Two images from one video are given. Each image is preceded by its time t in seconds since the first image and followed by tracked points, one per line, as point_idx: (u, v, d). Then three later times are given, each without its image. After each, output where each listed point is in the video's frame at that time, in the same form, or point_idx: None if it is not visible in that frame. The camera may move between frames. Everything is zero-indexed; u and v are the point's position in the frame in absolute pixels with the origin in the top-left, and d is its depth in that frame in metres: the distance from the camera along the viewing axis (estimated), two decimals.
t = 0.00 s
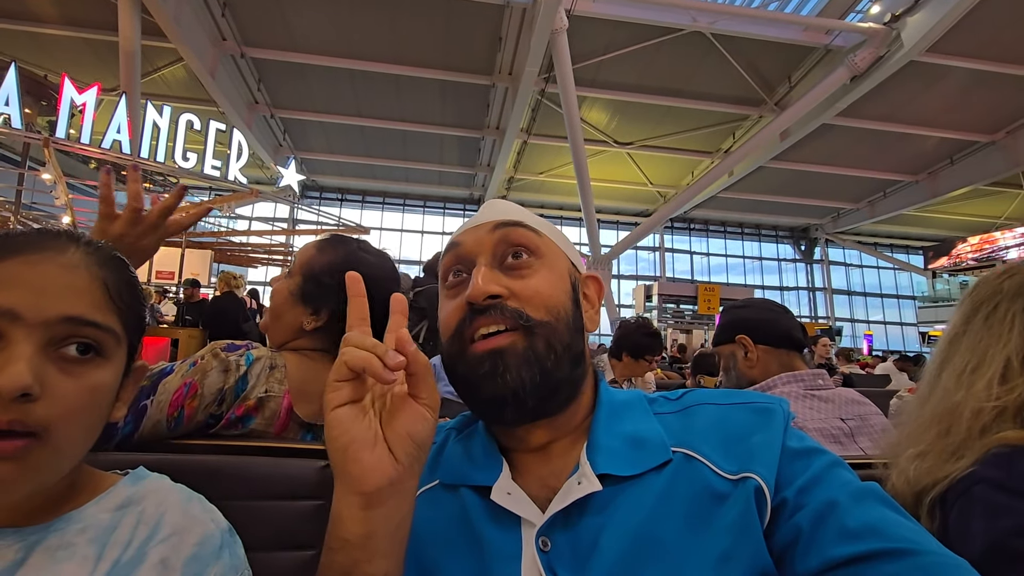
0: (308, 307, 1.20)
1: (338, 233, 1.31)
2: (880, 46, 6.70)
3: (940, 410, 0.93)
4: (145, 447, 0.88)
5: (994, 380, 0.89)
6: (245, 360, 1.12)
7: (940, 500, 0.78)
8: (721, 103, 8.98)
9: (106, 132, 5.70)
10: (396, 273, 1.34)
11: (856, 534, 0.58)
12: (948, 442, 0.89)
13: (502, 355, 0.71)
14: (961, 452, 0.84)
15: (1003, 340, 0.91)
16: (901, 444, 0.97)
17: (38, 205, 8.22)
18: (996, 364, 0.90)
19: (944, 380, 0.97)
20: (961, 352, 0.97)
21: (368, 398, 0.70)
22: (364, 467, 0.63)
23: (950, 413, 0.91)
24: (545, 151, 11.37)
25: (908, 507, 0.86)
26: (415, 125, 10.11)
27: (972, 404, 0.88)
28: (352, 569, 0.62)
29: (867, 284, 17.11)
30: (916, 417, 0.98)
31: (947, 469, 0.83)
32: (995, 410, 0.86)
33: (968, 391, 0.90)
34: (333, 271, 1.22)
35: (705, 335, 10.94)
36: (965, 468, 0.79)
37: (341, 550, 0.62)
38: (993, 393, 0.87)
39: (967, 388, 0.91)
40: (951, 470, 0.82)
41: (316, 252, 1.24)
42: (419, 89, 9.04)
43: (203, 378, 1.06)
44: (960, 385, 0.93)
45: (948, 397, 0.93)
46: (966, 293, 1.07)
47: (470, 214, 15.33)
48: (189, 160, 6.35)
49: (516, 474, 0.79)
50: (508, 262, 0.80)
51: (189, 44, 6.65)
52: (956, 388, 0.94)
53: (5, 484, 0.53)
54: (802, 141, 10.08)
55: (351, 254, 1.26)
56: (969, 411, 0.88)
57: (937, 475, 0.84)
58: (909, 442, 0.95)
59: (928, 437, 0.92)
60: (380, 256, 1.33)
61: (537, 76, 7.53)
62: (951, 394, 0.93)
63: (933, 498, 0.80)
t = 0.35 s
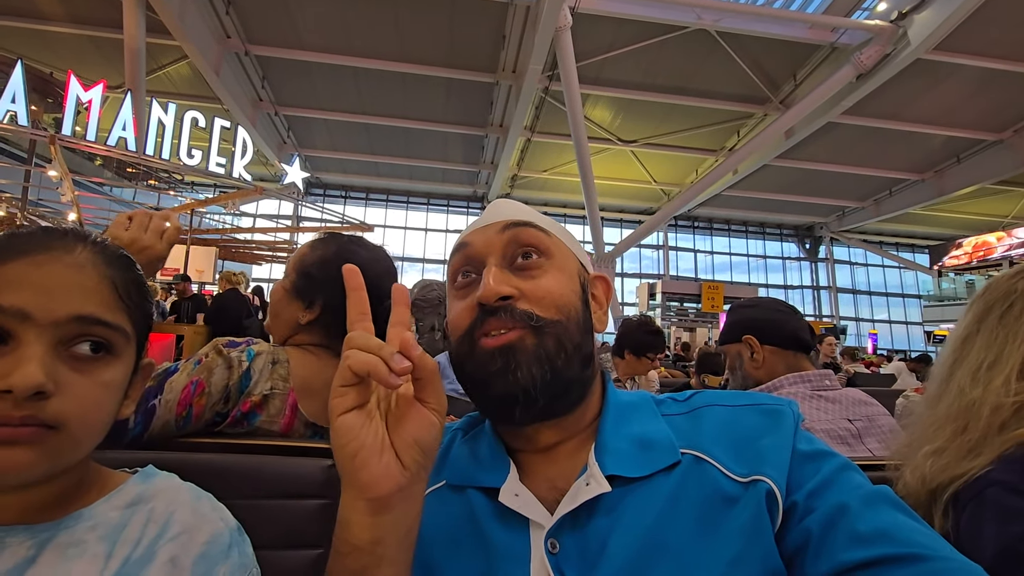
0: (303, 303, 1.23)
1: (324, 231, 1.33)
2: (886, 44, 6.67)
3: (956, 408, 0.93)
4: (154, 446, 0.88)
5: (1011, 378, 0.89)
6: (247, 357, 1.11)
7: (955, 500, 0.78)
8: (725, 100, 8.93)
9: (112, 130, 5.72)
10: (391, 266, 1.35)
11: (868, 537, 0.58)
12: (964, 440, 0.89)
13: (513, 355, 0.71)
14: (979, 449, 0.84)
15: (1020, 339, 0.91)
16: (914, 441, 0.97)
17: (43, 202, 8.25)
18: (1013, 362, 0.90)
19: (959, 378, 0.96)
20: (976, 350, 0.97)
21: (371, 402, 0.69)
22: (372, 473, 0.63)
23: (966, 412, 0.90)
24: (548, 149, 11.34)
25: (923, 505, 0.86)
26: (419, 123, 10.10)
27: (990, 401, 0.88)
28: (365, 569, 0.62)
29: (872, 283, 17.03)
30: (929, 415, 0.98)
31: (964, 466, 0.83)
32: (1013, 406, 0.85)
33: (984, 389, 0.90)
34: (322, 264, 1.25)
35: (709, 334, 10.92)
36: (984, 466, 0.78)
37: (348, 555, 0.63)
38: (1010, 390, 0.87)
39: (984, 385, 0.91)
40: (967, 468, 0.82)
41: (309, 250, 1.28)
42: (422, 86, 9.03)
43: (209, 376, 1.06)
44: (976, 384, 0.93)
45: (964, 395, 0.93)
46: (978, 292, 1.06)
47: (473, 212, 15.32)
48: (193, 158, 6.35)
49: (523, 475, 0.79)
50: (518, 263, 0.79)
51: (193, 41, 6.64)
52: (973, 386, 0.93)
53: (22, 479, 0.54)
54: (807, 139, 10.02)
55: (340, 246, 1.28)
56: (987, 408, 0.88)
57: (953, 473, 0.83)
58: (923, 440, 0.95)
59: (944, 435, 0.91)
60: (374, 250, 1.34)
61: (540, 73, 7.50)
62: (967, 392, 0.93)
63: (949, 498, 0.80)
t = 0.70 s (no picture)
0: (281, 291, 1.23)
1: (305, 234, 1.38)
2: (892, 42, 6.64)
3: (958, 407, 0.92)
4: (154, 438, 0.89)
5: (1014, 376, 0.88)
6: (228, 340, 1.14)
7: (961, 498, 0.78)
8: (729, 100, 8.91)
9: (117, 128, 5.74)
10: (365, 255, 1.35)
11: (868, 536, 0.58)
12: (967, 438, 0.88)
13: (528, 359, 0.71)
14: (984, 447, 0.84)
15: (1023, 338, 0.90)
16: (917, 441, 0.96)
17: (49, 200, 8.28)
18: (1016, 360, 0.89)
19: (960, 377, 0.96)
20: (979, 349, 0.96)
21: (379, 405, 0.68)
22: (384, 470, 0.63)
23: (969, 410, 0.90)
24: (552, 148, 11.34)
25: (927, 504, 0.86)
26: (422, 122, 10.13)
27: (994, 399, 0.88)
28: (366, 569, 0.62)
29: (876, 283, 16.98)
30: (933, 414, 0.97)
31: (968, 465, 0.82)
32: (1016, 404, 0.85)
33: (988, 387, 0.90)
34: (297, 253, 1.27)
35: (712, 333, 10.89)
36: (988, 465, 0.78)
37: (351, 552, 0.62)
38: (1013, 389, 0.87)
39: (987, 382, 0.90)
40: (971, 467, 0.82)
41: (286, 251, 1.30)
42: (426, 85, 9.04)
43: (190, 354, 1.10)
44: (979, 382, 0.92)
45: (966, 394, 0.93)
46: (981, 292, 1.06)
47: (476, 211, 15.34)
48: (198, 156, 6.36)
49: (526, 474, 0.79)
50: (530, 264, 0.79)
51: (198, 41, 6.66)
52: (975, 385, 0.93)
53: (28, 477, 0.54)
54: (812, 138, 9.98)
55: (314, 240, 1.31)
56: (990, 406, 0.88)
57: (957, 472, 0.83)
58: (926, 439, 0.94)
59: (947, 433, 0.91)
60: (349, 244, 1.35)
61: (544, 72, 7.48)
62: (970, 392, 0.93)
63: (954, 497, 0.80)
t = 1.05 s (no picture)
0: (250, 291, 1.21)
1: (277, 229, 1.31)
2: (896, 42, 6.60)
3: (970, 404, 0.92)
4: (159, 436, 0.89)
5: None
6: (205, 335, 1.15)
7: (970, 495, 0.77)
8: (733, 100, 8.89)
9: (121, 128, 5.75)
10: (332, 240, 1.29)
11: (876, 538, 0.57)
12: (978, 434, 0.88)
13: (535, 365, 0.70)
14: (995, 443, 0.83)
15: None
16: (926, 437, 0.96)
17: (53, 199, 8.30)
18: None
19: (972, 373, 0.96)
20: (991, 346, 0.95)
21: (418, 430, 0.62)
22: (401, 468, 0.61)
23: (980, 407, 0.90)
24: (555, 148, 11.34)
25: (935, 500, 0.86)
26: (425, 122, 10.14)
27: (1007, 395, 0.87)
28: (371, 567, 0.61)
29: (880, 284, 16.92)
30: (942, 410, 0.97)
31: (979, 461, 0.82)
32: None
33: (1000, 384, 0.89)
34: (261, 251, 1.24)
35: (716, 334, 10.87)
36: (999, 460, 0.78)
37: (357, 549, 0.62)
38: None
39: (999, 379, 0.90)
40: (982, 463, 0.81)
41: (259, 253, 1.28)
42: (429, 84, 9.04)
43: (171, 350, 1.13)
44: (991, 379, 0.92)
45: (978, 391, 0.92)
46: (992, 290, 1.05)
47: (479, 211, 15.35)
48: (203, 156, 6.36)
49: (531, 472, 0.79)
50: (535, 265, 0.78)
51: (202, 41, 6.68)
52: (988, 381, 0.92)
53: (33, 474, 0.54)
54: (816, 138, 9.94)
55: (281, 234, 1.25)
56: (1004, 403, 0.87)
57: (967, 467, 0.83)
58: (936, 435, 0.94)
59: (957, 430, 0.90)
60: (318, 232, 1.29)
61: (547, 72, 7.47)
62: (983, 388, 0.92)
63: (962, 492, 0.80)
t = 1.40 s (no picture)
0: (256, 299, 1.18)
1: (277, 223, 1.26)
2: (899, 42, 6.58)
3: (973, 401, 0.92)
4: (161, 435, 0.89)
5: None
6: (213, 342, 1.18)
7: (974, 491, 0.77)
8: (736, 100, 8.87)
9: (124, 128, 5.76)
10: (333, 238, 1.21)
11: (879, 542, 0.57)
12: (981, 431, 0.87)
13: (540, 370, 0.70)
14: (998, 441, 0.82)
15: None
16: (929, 434, 0.95)
17: (57, 199, 8.34)
18: None
19: (975, 371, 0.95)
20: (995, 345, 0.95)
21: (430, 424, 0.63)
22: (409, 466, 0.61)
23: (982, 405, 0.89)
24: (556, 149, 11.34)
25: (938, 497, 0.86)
26: (427, 122, 10.14)
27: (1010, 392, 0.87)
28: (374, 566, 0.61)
29: (882, 284, 16.89)
30: (946, 407, 0.96)
31: (982, 457, 0.82)
32: None
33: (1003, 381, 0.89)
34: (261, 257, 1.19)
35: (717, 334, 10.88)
36: (1002, 456, 0.77)
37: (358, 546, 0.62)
38: None
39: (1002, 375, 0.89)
40: (984, 459, 0.81)
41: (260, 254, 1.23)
42: (431, 85, 9.04)
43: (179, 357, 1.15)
44: (995, 376, 0.91)
45: (981, 388, 0.92)
46: (997, 290, 1.04)
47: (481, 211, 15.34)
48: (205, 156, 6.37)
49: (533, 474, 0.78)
50: (542, 267, 0.77)
51: (205, 41, 6.68)
52: (991, 378, 0.92)
53: (32, 472, 0.54)
54: (818, 138, 9.92)
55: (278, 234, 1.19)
56: (1006, 400, 0.87)
57: (969, 464, 0.82)
58: (938, 432, 0.93)
59: (960, 427, 0.90)
60: (318, 229, 1.22)
61: (549, 72, 7.47)
62: (986, 385, 0.92)
63: (965, 489, 0.79)
